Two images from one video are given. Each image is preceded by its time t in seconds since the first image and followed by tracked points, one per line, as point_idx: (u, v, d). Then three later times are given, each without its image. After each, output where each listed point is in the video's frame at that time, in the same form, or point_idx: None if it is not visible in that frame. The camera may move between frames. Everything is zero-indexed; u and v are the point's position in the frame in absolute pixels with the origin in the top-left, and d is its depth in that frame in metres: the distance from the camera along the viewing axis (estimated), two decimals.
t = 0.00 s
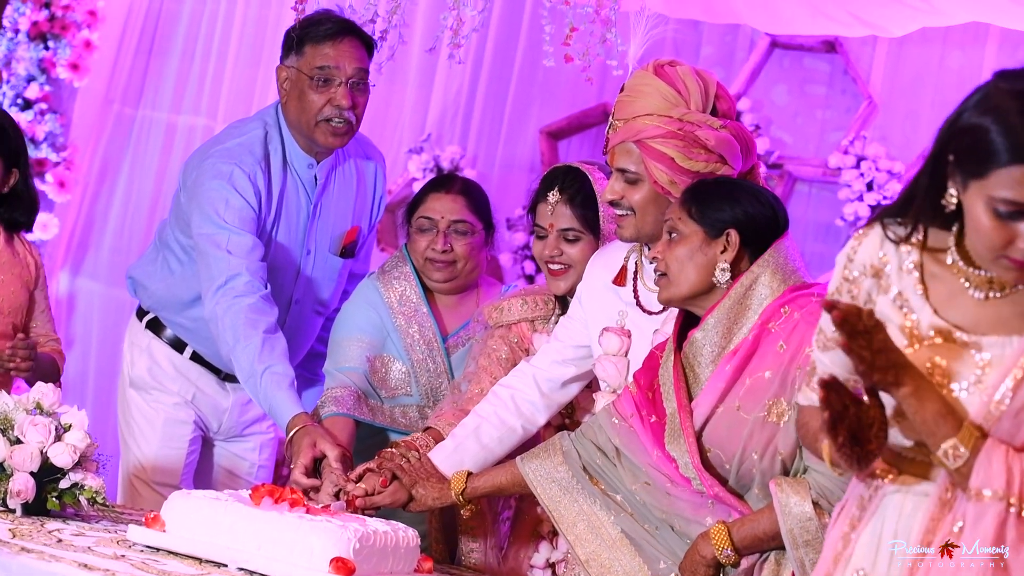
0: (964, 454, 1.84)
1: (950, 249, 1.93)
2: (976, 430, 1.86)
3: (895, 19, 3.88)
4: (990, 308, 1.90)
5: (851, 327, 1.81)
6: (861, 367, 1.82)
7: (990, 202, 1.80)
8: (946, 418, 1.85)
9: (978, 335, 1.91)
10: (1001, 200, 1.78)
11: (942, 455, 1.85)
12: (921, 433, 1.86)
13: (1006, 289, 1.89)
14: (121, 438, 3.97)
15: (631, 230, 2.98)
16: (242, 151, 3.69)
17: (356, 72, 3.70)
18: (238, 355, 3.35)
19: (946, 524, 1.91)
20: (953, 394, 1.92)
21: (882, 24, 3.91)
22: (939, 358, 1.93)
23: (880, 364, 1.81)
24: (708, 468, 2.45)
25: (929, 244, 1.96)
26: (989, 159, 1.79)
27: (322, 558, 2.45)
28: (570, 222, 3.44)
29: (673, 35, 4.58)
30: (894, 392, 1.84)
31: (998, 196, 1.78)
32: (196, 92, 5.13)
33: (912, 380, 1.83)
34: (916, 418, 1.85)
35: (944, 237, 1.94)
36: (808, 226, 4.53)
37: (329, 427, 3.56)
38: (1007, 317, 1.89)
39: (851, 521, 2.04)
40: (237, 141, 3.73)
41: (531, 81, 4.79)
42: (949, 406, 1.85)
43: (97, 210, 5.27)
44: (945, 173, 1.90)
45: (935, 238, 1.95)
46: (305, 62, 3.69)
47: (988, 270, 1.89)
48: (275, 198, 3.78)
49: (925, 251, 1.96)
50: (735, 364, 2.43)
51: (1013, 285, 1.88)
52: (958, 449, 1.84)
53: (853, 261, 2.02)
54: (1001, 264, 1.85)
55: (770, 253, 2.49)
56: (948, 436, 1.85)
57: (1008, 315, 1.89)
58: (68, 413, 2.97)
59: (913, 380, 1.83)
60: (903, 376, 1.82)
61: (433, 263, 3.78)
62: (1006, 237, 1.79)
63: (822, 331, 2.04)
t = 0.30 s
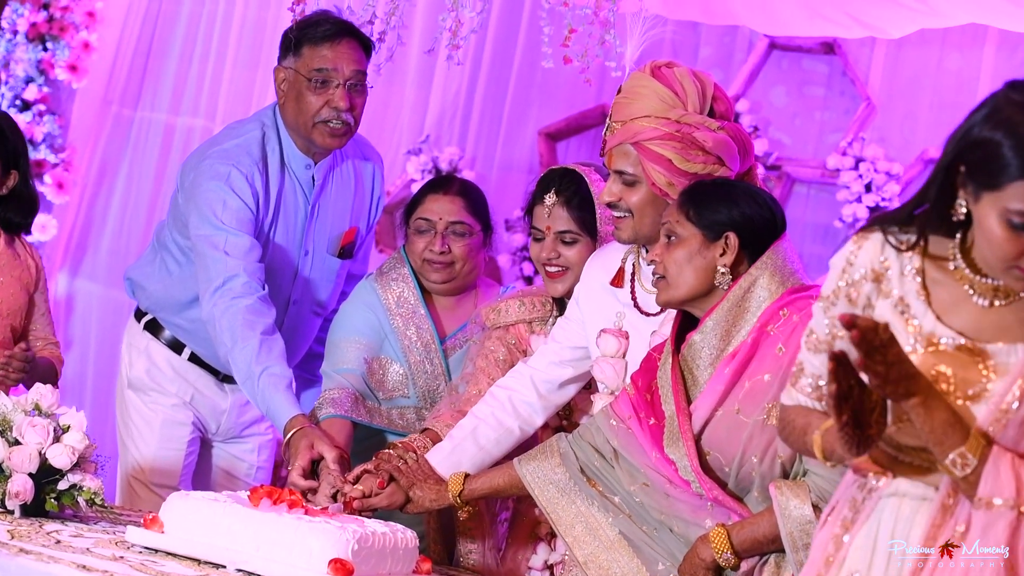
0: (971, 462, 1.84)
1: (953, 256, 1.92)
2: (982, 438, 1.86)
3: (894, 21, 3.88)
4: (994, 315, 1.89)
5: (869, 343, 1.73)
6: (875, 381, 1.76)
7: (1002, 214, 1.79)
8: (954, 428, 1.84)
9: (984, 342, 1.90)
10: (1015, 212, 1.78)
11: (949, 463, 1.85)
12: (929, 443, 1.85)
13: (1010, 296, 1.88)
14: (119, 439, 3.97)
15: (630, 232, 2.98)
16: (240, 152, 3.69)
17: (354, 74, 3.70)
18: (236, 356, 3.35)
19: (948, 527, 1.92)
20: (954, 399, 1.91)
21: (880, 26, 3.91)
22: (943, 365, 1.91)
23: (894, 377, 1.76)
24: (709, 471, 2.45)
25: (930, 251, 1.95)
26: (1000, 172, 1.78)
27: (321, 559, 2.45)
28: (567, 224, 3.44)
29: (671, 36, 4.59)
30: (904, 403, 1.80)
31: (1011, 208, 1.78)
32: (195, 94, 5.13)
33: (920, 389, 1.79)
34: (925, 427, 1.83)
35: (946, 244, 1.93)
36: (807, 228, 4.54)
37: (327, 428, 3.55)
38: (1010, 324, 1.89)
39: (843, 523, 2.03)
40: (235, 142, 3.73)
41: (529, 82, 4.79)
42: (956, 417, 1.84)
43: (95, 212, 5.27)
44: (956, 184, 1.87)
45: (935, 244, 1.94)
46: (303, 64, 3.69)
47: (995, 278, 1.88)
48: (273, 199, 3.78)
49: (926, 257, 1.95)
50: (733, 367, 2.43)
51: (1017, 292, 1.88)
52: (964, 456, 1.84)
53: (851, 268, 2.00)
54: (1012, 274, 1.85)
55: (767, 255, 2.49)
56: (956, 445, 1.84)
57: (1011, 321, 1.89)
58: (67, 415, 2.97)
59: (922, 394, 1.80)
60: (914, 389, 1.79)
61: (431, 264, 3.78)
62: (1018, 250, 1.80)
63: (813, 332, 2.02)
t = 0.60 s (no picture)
0: (976, 467, 1.84)
1: (957, 261, 1.91)
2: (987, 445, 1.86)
3: (892, 22, 3.88)
4: (995, 320, 1.89)
5: (884, 356, 1.70)
6: (887, 391, 1.75)
7: (1014, 222, 1.78)
8: (959, 434, 1.83)
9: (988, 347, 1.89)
10: None
11: (954, 469, 1.85)
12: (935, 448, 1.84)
13: (1013, 302, 1.88)
14: (117, 440, 3.97)
15: (627, 234, 2.98)
16: (237, 153, 3.69)
17: (351, 76, 3.70)
18: (233, 358, 3.34)
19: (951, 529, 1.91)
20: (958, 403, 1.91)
21: (879, 27, 3.91)
22: (945, 371, 1.90)
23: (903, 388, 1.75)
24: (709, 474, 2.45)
25: (931, 255, 1.94)
26: (1011, 180, 1.77)
27: (319, 560, 2.45)
28: (564, 226, 3.44)
29: (670, 37, 4.59)
30: (911, 410, 1.79)
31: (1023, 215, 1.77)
32: (193, 95, 5.13)
33: (926, 399, 1.79)
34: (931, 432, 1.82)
35: (949, 250, 1.92)
36: (805, 229, 4.54)
37: (323, 430, 3.56)
38: (1012, 328, 1.89)
39: (835, 523, 2.02)
40: (232, 143, 3.73)
41: (528, 83, 4.80)
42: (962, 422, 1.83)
43: (93, 213, 5.27)
44: (968, 192, 1.86)
45: (938, 248, 1.93)
46: (300, 65, 3.69)
47: (1001, 284, 1.87)
48: (270, 200, 3.78)
49: (927, 261, 1.94)
50: (733, 372, 2.42)
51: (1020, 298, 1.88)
52: (970, 462, 1.84)
53: (851, 275, 1.97)
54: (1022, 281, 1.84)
55: (765, 257, 2.49)
56: (962, 451, 1.84)
57: (1013, 325, 1.89)
58: (66, 416, 2.97)
59: (928, 405, 1.79)
60: (922, 397, 1.78)
61: (428, 265, 3.78)
62: None
63: (807, 338, 2.00)
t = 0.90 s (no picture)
0: (981, 468, 1.84)
1: (958, 261, 1.91)
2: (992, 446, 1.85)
3: (891, 23, 3.89)
4: (996, 319, 1.89)
5: (894, 360, 1.70)
6: (895, 393, 1.74)
7: (1014, 215, 1.78)
8: (965, 435, 1.82)
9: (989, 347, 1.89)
10: None
11: (958, 470, 1.84)
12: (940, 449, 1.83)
13: (1014, 303, 1.88)
14: (116, 441, 3.97)
15: (626, 236, 2.98)
16: (235, 155, 3.69)
17: (348, 78, 3.69)
18: (231, 360, 3.34)
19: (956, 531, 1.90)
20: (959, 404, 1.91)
21: (878, 28, 3.92)
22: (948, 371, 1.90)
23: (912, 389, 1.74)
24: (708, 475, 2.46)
25: (932, 255, 1.93)
26: (1011, 173, 1.76)
27: (319, 561, 2.45)
28: (562, 228, 3.45)
29: (669, 38, 4.60)
30: (917, 411, 1.78)
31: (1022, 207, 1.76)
32: (192, 96, 5.13)
33: (933, 400, 1.78)
34: (937, 433, 1.81)
35: (950, 251, 1.92)
36: (803, 230, 4.55)
37: (322, 431, 3.54)
38: (1013, 328, 1.89)
39: (833, 524, 2.01)
40: (230, 144, 3.73)
41: (527, 85, 4.80)
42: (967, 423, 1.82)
43: (92, 214, 5.27)
44: (970, 189, 1.86)
45: (939, 249, 1.92)
46: (297, 66, 3.69)
47: (1002, 284, 1.87)
48: (268, 201, 3.78)
49: (928, 261, 1.93)
50: (732, 375, 2.43)
51: (1020, 299, 1.88)
52: (975, 463, 1.83)
53: (853, 275, 1.94)
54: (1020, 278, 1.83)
55: (764, 261, 2.49)
56: (968, 451, 1.83)
57: (1013, 326, 1.89)
58: (65, 416, 2.97)
59: (933, 404, 1.79)
60: (929, 398, 1.77)
61: (426, 265, 3.78)
62: None
63: (804, 340, 1.98)
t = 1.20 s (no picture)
0: (986, 465, 1.84)
1: (955, 258, 1.90)
2: (997, 443, 1.86)
3: (892, 25, 3.89)
4: (994, 317, 1.88)
5: (907, 355, 1.75)
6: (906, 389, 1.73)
7: (1004, 194, 1.81)
8: (972, 432, 1.83)
9: (989, 346, 1.89)
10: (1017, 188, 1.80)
11: (964, 467, 1.85)
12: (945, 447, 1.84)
13: (1012, 299, 1.88)
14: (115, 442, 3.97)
15: (626, 238, 2.98)
16: (233, 157, 3.69)
17: (345, 79, 3.69)
18: (230, 362, 3.35)
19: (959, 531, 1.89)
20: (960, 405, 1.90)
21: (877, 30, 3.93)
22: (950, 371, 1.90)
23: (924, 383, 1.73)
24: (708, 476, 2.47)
25: (929, 255, 1.92)
26: (1003, 152, 1.80)
27: (319, 562, 2.45)
28: (560, 230, 3.45)
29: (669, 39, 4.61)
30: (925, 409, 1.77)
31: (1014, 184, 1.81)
32: (192, 97, 5.13)
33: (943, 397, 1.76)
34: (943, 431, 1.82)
35: (946, 251, 1.91)
36: (803, 231, 4.55)
37: (321, 433, 3.56)
38: (1012, 326, 1.88)
39: (832, 525, 1.99)
40: (228, 146, 3.73)
41: (526, 87, 4.78)
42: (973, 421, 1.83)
43: (92, 214, 5.26)
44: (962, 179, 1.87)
45: (936, 249, 1.91)
46: (294, 68, 3.69)
47: (1000, 281, 1.87)
48: (266, 203, 3.78)
49: (925, 261, 1.92)
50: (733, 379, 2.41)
51: (1018, 296, 1.88)
52: (980, 460, 1.84)
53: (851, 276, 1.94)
54: (1007, 262, 1.86)
55: (766, 263, 2.48)
56: (974, 450, 1.83)
57: (1011, 325, 1.88)
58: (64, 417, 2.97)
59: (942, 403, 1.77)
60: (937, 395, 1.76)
61: (425, 265, 3.78)
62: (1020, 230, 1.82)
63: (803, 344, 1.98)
